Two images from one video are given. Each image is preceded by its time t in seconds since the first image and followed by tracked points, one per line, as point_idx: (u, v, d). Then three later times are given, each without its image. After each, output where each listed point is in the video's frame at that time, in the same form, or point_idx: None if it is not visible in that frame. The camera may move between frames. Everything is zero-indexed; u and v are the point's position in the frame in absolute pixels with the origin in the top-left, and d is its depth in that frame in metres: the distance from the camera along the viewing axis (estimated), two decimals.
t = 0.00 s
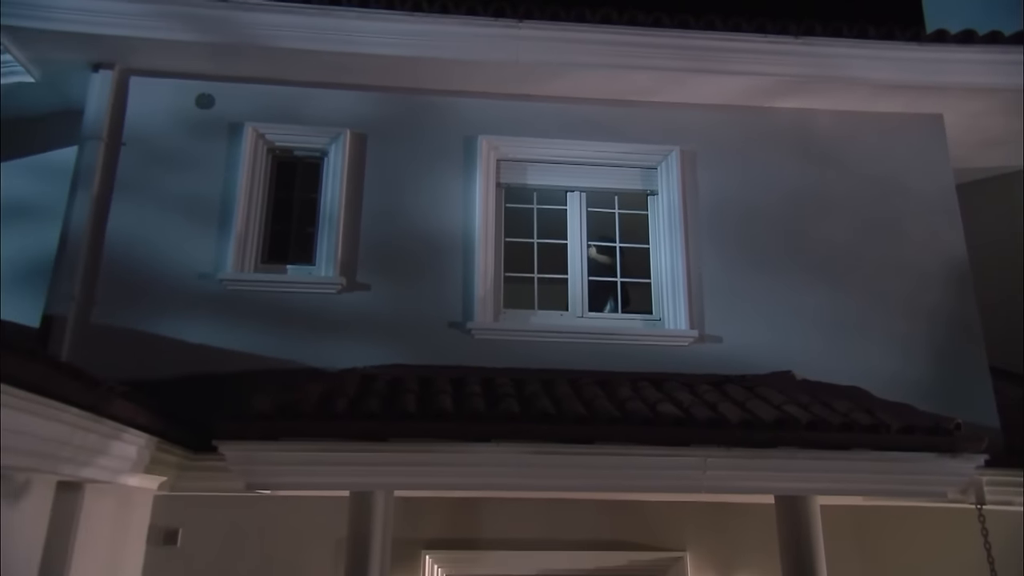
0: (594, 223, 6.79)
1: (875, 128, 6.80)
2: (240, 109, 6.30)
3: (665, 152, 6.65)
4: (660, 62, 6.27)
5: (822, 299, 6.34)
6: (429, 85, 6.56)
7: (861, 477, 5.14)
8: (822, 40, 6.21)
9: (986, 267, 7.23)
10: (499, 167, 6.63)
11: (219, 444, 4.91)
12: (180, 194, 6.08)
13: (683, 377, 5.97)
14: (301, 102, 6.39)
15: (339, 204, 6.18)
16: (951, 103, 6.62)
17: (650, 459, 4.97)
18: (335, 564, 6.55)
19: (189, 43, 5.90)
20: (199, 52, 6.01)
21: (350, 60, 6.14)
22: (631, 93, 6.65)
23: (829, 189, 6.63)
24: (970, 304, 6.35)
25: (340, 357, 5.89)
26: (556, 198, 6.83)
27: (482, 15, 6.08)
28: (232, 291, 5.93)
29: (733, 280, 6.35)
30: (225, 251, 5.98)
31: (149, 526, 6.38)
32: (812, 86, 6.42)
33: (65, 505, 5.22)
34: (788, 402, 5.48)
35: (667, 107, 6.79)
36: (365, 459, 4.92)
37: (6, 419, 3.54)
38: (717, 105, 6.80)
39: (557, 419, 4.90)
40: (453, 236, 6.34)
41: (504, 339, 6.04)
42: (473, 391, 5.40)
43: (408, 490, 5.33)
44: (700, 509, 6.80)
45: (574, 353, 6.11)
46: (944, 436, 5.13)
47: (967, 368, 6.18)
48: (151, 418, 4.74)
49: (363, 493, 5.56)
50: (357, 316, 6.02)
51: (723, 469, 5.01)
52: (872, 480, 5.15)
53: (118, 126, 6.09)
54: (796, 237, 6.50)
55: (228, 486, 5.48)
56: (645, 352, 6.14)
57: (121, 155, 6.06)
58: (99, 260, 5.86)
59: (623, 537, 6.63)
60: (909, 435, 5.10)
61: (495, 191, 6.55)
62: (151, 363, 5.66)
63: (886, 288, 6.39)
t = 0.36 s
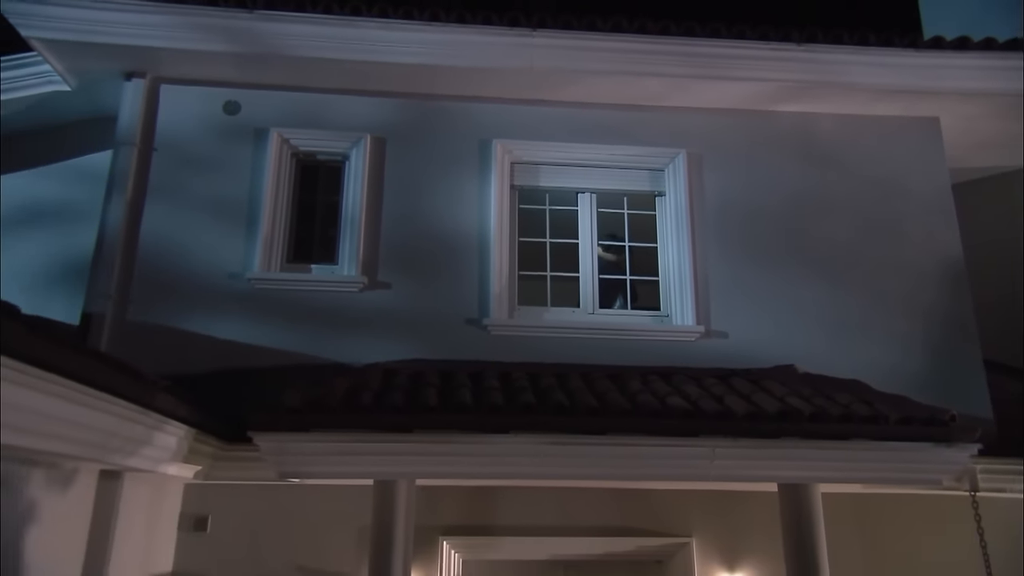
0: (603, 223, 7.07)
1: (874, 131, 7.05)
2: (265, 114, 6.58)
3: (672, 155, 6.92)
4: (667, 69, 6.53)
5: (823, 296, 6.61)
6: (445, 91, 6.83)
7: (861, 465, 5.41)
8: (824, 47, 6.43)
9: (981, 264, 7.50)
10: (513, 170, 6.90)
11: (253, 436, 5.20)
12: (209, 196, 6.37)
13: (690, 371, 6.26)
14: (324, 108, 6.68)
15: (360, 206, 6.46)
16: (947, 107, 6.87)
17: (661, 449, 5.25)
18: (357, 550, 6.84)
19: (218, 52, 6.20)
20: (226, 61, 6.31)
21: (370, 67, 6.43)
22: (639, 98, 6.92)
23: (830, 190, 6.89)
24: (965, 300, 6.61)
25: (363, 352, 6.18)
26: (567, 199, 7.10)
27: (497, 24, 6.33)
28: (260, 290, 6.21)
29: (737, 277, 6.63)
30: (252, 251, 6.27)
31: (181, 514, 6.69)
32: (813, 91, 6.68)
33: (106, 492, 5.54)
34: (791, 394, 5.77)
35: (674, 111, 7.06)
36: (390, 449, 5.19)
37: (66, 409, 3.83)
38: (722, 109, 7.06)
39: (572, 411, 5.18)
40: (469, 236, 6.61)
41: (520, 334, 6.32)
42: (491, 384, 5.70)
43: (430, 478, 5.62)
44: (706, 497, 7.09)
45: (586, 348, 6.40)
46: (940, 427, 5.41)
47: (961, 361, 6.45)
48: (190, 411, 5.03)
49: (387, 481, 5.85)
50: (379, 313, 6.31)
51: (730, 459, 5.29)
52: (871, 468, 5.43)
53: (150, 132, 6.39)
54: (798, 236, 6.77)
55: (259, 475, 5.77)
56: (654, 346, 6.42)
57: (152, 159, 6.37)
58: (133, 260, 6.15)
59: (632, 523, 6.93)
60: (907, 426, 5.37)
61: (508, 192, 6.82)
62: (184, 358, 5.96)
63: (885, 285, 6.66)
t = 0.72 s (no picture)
0: (608, 223, 7.37)
1: (868, 135, 7.35)
2: (285, 120, 6.89)
3: (674, 158, 7.21)
4: (669, 75, 6.82)
5: (818, 293, 6.92)
6: (457, 97, 7.12)
7: (854, 453, 5.73)
8: (820, 55, 6.71)
9: (970, 262, 7.82)
10: (522, 172, 7.19)
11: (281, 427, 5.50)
12: (232, 199, 6.66)
13: (692, 365, 6.57)
14: (341, 114, 6.97)
15: (377, 208, 6.76)
16: (937, 111, 7.17)
17: (665, 439, 5.56)
18: (373, 536, 7.16)
19: (241, 61, 6.51)
20: (249, 69, 6.61)
21: (386, 74, 6.72)
22: (642, 104, 7.21)
23: (826, 191, 7.19)
24: (954, 297, 6.93)
25: (380, 347, 6.49)
26: (574, 201, 7.39)
27: (506, 34, 6.60)
28: (282, 288, 6.51)
29: (737, 276, 6.93)
30: (274, 251, 6.57)
31: (206, 502, 7.01)
32: (809, 96, 6.98)
33: (141, 480, 5.85)
34: (788, 387, 6.08)
35: (676, 116, 7.35)
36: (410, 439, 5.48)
37: (113, 400, 4.14)
38: (723, 113, 7.36)
39: (582, 403, 5.48)
40: (480, 236, 6.91)
41: (529, 330, 6.63)
42: (503, 378, 6.01)
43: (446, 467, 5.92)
44: (707, 485, 7.42)
45: (593, 343, 6.71)
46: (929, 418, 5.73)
47: (950, 355, 6.77)
48: (222, 404, 5.33)
49: (405, 470, 6.17)
50: (395, 309, 6.62)
51: (731, 448, 5.59)
52: (864, 457, 5.73)
53: (176, 137, 6.69)
54: (795, 236, 7.07)
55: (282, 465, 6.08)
56: (658, 342, 6.73)
57: (178, 163, 6.67)
58: (161, 260, 6.46)
59: (636, 510, 7.25)
60: (898, 417, 5.68)
61: (518, 194, 7.11)
62: (211, 353, 6.28)
63: (878, 283, 6.97)
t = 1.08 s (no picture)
0: (613, 223, 7.67)
1: (862, 138, 7.65)
2: (303, 125, 7.18)
3: (676, 161, 7.51)
4: (671, 82, 7.11)
5: (814, 290, 7.24)
6: (467, 103, 7.40)
7: (848, 444, 6.04)
8: (816, 62, 7.00)
9: (960, 260, 8.13)
10: (530, 175, 7.48)
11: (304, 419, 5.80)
12: (253, 201, 6.95)
13: (694, 360, 6.88)
14: (355, 119, 7.26)
15: (391, 209, 7.05)
16: (928, 115, 7.47)
17: (668, 430, 5.87)
18: (388, 524, 7.48)
19: (261, 69, 6.80)
20: (268, 76, 6.90)
21: (400, 81, 7.00)
22: (645, 108, 7.50)
23: (821, 193, 7.49)
24: (943, 294, 7.25)
25: (395, 343, 6.80)
26: (579, 202, 7.69)
27: (515, 43, 6.87)
28: (301, 287, 6.81)
29: (736, 274, 7.24)
30: (294, 252, 6.86)
31: (228, 490, 7.33)
32: (805, 101, 7.27)
33: (170, 470, 6.16)
34: (785, 381, 6.40)
35: (677, 120, 7.64)
36: (427, 431, 5.78)
37: (155, 394, 4.43)
38: (722, 117, 7.65)
39: (589, 397, 5.79)
40: (490, 237, 7.20)
41: (538, 326, 6.94)
42: (514, 372, 6.32)
43: (459, 457, 6.24)
44: (707, 475, 7.75)
45: (598, 339, 7.02)
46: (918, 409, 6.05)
47: (939, 350, 7.09)
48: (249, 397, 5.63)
49: (420, 461, 6.47)
50: (409, 307, 6.92)
51: (731, 438, 5.91)
52: (857, 447, 6.05)
53: (199, 141, 6.98)
54: (792, 235, 7.38)
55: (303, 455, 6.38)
56: (660, 337, 7.04)
57: (201, 167, 6.96)
58: (185, 259, 6.75)
59: (639, 498, 7.58)
60: (889, 409, 6.00)
61: (526, 196, 7.40)
62: (235, 348, 6.58)
63: (871, 280, 7.28)
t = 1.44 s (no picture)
0: (612, 222, 7.99)
1: (851, 140, 7.98)
2: (315, 127, 7.47)
3: (673, 161, 7.83)
4: (669, 86, 7.40)
5: (804, 286, 7.58)
6: (472, 106, 7.69)
7: (835, 432, 6.39)
8: (807, 67, 7.32)
9: (944, 257, 8.49)
10: (533, 175, 7.78)
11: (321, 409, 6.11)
12: (267, 200, 7.25)
13: (690, 352, 7.23)
14: (365, 121, 7.55)
15: (400, 208, 7.36)
16: (914, 118, 7.81)
17: (666, 419, 6.20)
18: (397, 510, 7.80)
19: (276, 73, 7.09)
20: (282, 80, 7.18)
21: (409, 85, 7.29)
22: (643, 111, 7.80)
23: (812, 192, 7.82)
24: (927, 289, 7.61)
25: (405, 336, 7.11)
26: (580, 201, 8.00)
27: (519, 48, 7.15)
28: (315, 282, 7.12)
29: (730, 270, 7.58)
30: (308, 249, 7.16)
31: (244, 477, 7.65)
32: (797, 104, 7.58)
33: (192, 457, 6.48)
34: (777, 372, 6.76)
35: (674, 122, 7.95)
36: (437, 420, 6.10)
37: (188, 387, 4.74)
38: (717, 120, 7.96)
39: (592, 388, 6.12)
40: (495, 235, 7.51)
41: (541, 320, 7.27)
42: (519, 364, 6.65)
43: (467, 445, 6.56)
44: (701, 461, 8.11)
45: (598, 332, 7.35)
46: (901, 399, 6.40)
47: (923, 343, 7.45)
48: (269, 388, 5.93)
49: (430, 449, 6.79)
50: (418, 302, 7.23)
51: (725, 427, 6.25)
52: (845, 435, 6.39)
53: (215, 143, 7.26)
54: (783, 233, 7.71)
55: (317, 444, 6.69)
56: (658, 331, 7.38)
57: (218, 168, 7.25)
58: (204, 256, 7.04)
59: (637, 484, 7.94)
60: (874, 399, 6.35)
61: (530, 195, 7.71)
62: (253, 342, 6.89)
63: (859, 276, 7.63)
